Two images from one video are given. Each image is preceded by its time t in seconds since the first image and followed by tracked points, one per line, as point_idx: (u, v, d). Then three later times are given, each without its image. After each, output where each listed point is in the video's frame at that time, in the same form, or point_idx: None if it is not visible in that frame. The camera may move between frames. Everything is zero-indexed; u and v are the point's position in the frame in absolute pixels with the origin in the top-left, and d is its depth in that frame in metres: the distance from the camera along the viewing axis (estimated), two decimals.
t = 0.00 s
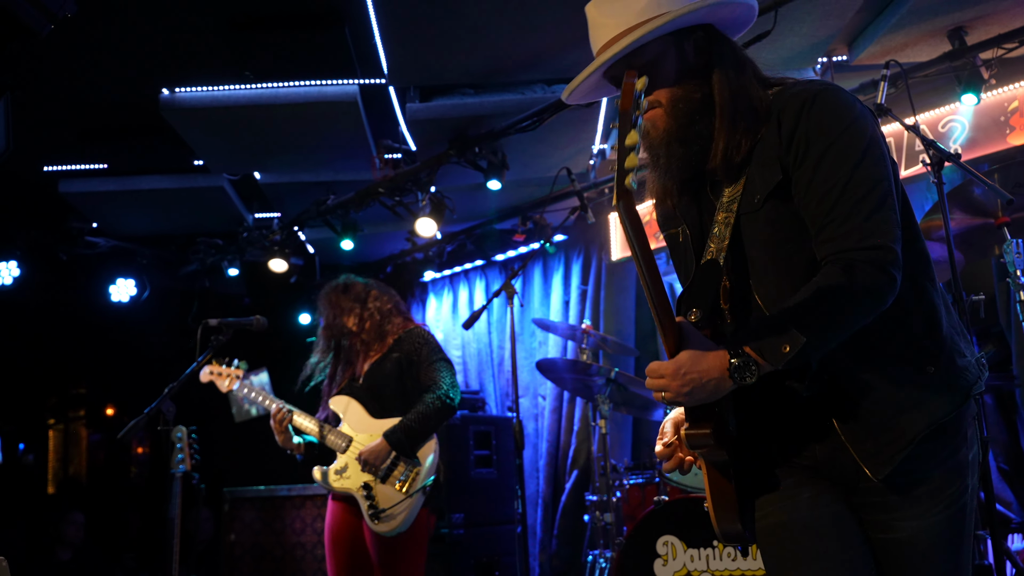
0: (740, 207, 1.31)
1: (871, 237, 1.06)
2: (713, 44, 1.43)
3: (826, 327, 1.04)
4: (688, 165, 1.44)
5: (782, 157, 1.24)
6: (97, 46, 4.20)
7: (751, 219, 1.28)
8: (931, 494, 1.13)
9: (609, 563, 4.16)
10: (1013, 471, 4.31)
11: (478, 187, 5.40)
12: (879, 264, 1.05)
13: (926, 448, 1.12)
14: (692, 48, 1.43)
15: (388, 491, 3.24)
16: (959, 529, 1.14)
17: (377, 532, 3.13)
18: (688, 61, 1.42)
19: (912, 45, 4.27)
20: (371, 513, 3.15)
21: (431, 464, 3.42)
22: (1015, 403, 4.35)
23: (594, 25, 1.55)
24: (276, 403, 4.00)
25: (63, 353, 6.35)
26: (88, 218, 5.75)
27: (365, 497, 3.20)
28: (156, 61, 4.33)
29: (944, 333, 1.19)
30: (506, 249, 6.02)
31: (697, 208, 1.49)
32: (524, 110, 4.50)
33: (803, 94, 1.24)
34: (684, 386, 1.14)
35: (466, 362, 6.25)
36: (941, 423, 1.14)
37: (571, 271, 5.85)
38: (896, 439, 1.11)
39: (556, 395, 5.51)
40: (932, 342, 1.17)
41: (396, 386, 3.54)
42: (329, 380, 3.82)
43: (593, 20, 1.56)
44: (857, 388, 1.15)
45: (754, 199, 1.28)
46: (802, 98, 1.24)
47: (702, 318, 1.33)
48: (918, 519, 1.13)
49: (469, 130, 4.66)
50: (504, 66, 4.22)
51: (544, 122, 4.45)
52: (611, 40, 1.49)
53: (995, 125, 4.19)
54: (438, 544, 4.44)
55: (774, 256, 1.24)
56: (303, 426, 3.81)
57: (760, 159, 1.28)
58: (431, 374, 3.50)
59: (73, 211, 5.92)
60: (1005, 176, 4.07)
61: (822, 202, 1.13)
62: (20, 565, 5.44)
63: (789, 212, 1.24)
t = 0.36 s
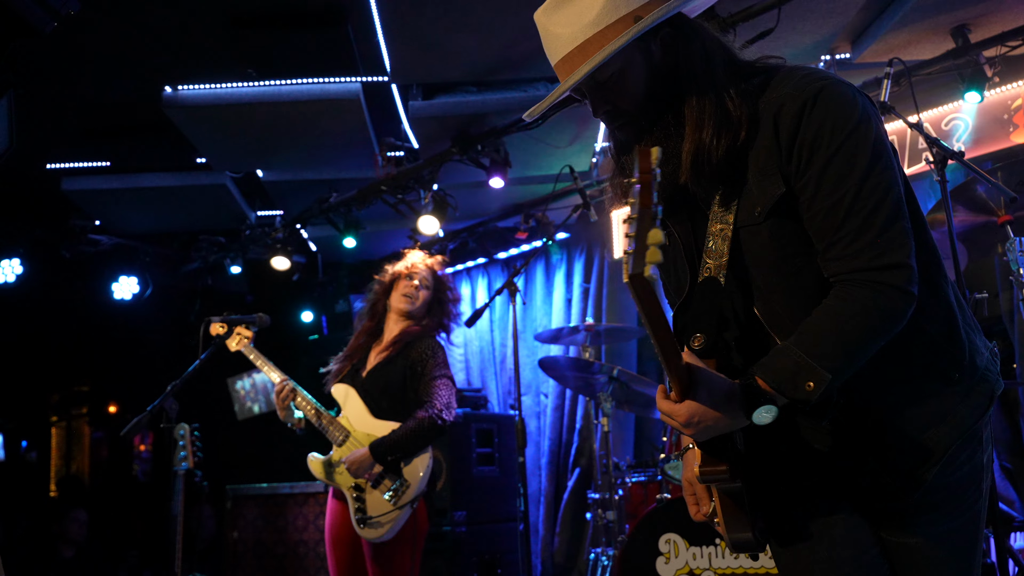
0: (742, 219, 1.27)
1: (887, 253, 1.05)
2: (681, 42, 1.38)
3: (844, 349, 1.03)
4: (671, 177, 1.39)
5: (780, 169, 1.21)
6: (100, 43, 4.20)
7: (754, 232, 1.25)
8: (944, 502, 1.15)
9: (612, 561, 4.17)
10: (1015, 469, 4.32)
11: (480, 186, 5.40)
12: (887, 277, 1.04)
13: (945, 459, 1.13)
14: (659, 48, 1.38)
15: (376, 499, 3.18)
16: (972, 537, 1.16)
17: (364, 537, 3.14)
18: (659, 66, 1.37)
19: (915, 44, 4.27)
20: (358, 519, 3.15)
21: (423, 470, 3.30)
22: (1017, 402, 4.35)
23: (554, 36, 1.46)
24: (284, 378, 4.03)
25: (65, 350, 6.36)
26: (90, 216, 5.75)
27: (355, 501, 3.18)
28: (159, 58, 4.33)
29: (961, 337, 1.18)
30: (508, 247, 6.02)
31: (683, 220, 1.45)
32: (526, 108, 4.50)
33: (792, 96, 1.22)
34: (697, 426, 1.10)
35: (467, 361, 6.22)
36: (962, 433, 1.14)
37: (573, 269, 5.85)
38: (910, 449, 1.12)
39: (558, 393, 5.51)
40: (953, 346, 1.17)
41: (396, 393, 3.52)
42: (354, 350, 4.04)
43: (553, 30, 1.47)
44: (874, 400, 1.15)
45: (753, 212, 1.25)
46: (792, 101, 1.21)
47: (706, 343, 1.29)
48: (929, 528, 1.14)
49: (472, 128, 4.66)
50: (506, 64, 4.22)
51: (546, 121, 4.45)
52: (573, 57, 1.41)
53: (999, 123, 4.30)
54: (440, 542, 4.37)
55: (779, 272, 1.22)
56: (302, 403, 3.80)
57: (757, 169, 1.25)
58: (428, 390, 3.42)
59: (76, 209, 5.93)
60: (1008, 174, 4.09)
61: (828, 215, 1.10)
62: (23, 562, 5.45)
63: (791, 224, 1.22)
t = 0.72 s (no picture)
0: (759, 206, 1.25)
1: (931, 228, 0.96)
2: (679, 23, 1.37)
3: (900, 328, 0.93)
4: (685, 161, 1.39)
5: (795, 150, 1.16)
6: (104, 44, 4.20)
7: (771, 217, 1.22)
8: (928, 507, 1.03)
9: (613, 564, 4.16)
10: (1017, 473, 4.32)
11: (483, 188, 5.40)
12: (927, 255, 0.95)
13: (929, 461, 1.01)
14: (656, 31, 1.37)
15: (366, 510, 3.20)
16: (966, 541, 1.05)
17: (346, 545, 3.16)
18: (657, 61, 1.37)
19: (918, 46, 4.27)
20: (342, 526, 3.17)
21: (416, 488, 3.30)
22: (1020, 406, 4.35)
23: (551, 36, 1.45)
24: (297, 388, 4.02)
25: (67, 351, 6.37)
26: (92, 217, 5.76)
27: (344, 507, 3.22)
28: (161, 59, 4.33)
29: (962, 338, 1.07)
30: (510, 248, 6.02)
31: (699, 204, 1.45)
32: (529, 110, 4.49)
33: (799, 76, 1.17)
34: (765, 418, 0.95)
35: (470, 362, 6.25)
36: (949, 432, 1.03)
37: (576, 270, 5.85)
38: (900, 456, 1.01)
39: (560, 395, 5.51)
40: (952, 344, 1.05)
41: (405, 410, 3.56)
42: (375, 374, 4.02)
43: (547, 30, 1.47)
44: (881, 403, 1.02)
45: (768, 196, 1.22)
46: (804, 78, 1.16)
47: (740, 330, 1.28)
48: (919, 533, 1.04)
49: (475, 130, 4.65)
50: (509, 66, 4.22)
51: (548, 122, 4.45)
52: (574, 57, 1.40)
53: (1001, 127, 4.27)
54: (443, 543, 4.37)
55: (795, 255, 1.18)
56: (313, 415, 3.79)
57: (768, 153, 1.21)
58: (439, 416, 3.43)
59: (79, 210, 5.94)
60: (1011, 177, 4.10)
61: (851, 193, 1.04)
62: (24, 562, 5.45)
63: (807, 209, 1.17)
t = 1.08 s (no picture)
0: (763, 182, 1.31)
1: (932, 212, 1.05)
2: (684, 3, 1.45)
3: (914, 301, 1.00)
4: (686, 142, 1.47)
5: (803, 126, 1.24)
6: (100, 48, 4.20)
7: (777, 194, 1.29)
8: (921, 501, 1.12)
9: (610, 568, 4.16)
10: (1013, 477, 4.34)
11: (480, 192, 5.40)
12: (928, 230, 1.04)
13: (925, 456, 1.09)
14: (664, 6, 1.44)
15: (344, 496, 3.20)
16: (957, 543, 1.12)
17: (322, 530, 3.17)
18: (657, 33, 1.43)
19: (913, 52, 4.28)
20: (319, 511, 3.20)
21: (395, 476, 3.29)
22: (1015, 410, 4.37)
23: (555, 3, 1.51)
24: (299, 383, 3.90)
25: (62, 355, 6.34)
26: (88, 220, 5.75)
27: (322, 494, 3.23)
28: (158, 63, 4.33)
29: (959, 321, 1.14)
30: (507, 253, 6.02)
31: (694, 187, 1.51)
32: (526, 114, 4.50)
33: (811, 57, 1.25)
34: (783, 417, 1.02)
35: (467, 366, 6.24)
36: (954, 414, 1.11)
37: (572, 275, 5.85)
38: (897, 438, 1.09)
39: (556, 399, 5.51)
40: (948, 328, 1.13)
41: (398, 405, 3.61)
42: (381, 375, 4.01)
43: None
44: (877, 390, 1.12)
45: (775, 174, 1.29)
46: (808, 63, 1.25)
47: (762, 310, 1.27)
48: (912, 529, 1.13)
49: (471, 134, 4.66)
50: (506, 70, 4.22)
51: (545, 126, 4.47)
52: (580, 25, 1.45)
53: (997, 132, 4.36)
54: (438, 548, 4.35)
55: (798, 229, 1.25)
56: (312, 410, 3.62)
57: (778, 135, 1.28)
58: (427, 408, 3.47)
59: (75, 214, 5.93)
60: (1007, 182, 4.08)
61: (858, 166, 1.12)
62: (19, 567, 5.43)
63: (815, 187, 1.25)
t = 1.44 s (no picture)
0: (765, 145, 1.31)
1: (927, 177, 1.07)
2: None
3: (917, 251, 0.99)
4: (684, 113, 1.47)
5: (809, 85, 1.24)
6: (94, 46, 4.19)
7: (780, 156, 1.28)
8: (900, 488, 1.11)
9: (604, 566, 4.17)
10: (1006, 475, 4.36)
11: (474, 190, 5.39)
12: (924, 192, 1.05)
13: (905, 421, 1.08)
14: None
15: (362, 505, 3.19)
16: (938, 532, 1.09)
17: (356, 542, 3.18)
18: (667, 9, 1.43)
19: (907, 51, 4.28)
20: (347, 525, 3.20)
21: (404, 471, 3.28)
22: (1008, 408, 4.40)
23: None
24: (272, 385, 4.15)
25: (56, 354, 6.33)
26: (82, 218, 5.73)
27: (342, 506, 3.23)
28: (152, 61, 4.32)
29: (945, 300, 1.14)
30: (502, 251, 6.03)
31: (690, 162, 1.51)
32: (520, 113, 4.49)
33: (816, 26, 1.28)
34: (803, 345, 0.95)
35: (461, 365, 6.24)
36: (936, 388, 1.10)
37: (567, 273, 5.85)
38: (882, 405, 1.07)
39: (551, 398, 5.51)
40: (936, 308, 1.13)
41: (377, 386, 3.55)
42: (348, 354, 4.05)
43: None
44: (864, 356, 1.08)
45: (780, 136, 1.28)
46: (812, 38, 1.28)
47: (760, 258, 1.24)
48: (892, 518, 1.10)
49: (466, 132, 4.66)
50: (501, 68, 4.22)
51: (540, 125, 4.43)
52: None
53: (990, 131, 4.30)
54: (434, 546, 4.34)
55: (798, 189, 1.24)
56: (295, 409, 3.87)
57: (784, 99, 1.29)
58: (411, 387, 3.40)
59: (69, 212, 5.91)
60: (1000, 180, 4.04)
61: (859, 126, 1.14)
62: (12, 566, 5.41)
63: (817, 148, 1.24)
